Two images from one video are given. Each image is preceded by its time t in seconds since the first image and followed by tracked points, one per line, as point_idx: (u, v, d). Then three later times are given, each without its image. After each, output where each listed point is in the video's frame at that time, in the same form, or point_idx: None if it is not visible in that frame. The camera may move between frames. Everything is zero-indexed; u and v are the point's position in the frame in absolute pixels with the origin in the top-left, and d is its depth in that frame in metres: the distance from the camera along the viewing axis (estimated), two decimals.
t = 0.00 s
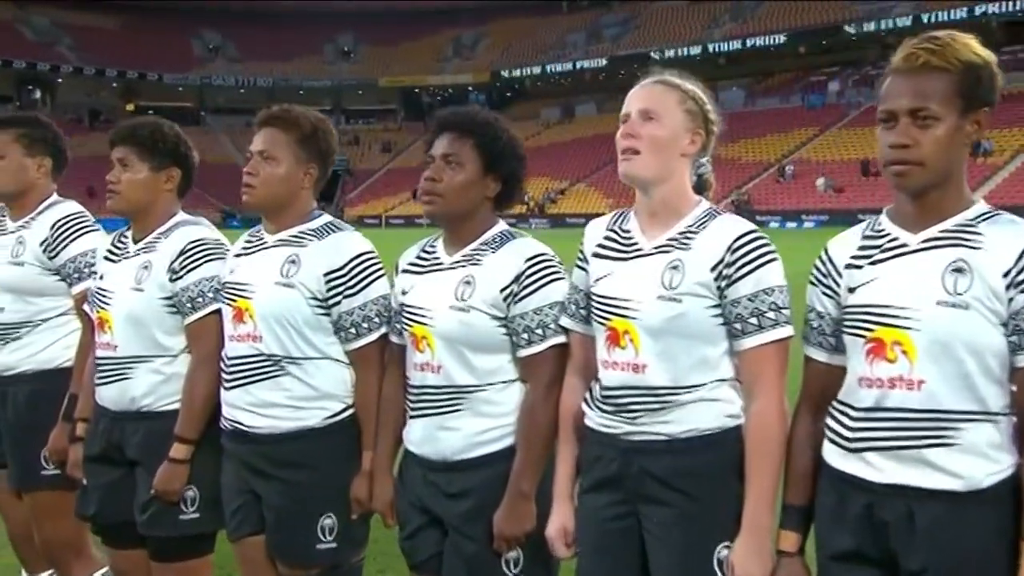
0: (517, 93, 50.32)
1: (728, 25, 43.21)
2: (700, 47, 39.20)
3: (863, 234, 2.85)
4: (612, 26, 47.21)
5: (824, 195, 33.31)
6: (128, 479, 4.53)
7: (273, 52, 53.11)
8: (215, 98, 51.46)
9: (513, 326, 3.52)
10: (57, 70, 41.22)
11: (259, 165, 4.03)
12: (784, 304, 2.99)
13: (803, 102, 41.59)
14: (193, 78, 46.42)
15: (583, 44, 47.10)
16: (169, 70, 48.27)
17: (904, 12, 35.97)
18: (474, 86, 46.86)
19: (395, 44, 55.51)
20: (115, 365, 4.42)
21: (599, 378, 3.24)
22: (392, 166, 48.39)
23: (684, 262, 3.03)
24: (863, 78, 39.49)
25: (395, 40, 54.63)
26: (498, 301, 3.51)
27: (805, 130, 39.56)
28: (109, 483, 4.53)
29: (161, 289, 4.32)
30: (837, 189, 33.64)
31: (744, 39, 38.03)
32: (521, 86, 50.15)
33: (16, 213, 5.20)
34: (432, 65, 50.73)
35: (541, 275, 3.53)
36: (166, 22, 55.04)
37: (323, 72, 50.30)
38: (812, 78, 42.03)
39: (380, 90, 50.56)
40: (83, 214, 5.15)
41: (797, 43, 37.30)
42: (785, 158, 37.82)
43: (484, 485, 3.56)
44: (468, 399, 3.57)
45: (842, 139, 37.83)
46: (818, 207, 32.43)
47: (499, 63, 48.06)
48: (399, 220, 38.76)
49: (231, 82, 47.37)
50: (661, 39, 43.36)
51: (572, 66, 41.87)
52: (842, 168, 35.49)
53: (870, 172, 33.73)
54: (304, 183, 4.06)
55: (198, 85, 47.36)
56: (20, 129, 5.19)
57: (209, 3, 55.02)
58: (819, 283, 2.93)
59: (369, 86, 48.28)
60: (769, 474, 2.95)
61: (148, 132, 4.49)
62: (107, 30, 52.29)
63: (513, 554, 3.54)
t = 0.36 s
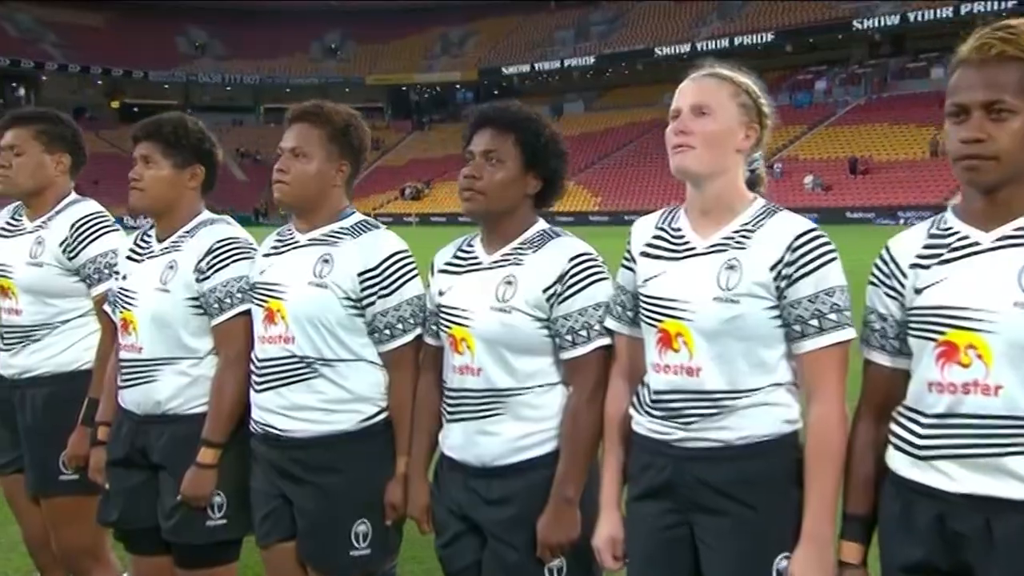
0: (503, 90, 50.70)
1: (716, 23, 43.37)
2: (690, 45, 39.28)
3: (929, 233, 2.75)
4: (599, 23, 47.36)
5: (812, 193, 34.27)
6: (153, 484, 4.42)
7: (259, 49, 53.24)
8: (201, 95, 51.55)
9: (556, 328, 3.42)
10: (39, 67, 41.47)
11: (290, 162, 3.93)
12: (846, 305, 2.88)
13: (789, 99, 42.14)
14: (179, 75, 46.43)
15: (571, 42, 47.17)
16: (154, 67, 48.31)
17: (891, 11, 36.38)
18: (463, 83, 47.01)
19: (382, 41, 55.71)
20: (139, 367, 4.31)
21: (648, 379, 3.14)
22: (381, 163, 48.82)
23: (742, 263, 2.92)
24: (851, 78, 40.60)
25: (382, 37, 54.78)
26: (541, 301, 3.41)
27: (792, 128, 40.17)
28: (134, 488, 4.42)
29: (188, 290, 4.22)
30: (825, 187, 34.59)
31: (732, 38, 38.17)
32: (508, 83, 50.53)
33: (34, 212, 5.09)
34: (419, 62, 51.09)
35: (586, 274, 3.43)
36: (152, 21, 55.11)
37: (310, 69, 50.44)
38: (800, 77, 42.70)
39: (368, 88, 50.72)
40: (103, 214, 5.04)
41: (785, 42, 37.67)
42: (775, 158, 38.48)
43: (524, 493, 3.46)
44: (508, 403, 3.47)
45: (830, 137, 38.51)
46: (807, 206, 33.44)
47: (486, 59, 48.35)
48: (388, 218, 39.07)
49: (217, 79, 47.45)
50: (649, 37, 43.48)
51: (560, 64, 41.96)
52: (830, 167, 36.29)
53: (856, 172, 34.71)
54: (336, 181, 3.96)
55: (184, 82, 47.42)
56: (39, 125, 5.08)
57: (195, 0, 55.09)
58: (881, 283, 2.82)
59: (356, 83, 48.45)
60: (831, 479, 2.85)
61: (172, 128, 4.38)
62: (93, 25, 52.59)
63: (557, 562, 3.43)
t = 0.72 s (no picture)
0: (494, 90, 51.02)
1: (706, 23, 43.62)
2: (680, 45, 39.52)
3: (1007, 234, 2.65)
4: (590, 23, 47.62)
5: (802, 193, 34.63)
6: (182, 490, 4.30)
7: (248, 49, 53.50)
8: (188, 95, 51.82)
9: (606, 331, 3.32)
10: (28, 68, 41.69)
11: (327, 160, 3.82)
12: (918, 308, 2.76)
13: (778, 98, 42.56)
14: (167, 74, 46.68)
15: (563, 42, 47.44)
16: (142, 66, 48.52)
17: (882, 12, 36.83)
18: (452, 83, 47.33)
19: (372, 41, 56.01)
20: (168, 371, 4.20)
21: (705, 384, 3.04)
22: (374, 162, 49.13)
23: (807, 263, 2.81)
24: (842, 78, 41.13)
25: (372, 37, 55.04)
26: (591, 304, 3.32)
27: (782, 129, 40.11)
28: (163, 493, 4.30)
29: (219, 291, 4.12)
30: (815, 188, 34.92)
31: (721, 38, 38.36)
32: (499, 82, 50.99)
33: (56, 212, 4.98)
34: (411, 62, 51.44)
35: (639, 275, 3.32)
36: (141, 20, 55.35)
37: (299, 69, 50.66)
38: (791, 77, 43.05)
39: (358, 88, 50.99)
40: (127, 214, 4.93)
41: (775, 43, 38.00)
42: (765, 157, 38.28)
43: (572, 504, 3.36)
44: (556, 409, 3.36)
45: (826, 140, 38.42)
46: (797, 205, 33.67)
47: (477, 59, 48.69)
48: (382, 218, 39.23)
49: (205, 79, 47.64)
50: (637, 38, 43.82)
51: (551, 64, 42.16)
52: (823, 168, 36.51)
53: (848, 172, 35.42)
54: (373, 179, 3.85)
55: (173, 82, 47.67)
56: (62, 124, 4.97)
57: None
58: (953, 286, 2.72)
59: (346, 83, 48.76)
60: (904, 488, 2.74)
61: (203, 125, 4.29)
62: (83, 26, 52.83)
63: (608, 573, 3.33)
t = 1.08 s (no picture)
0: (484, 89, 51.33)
1: (697, 22, 43.92)
2: (670, 44, 39.81)
3: None
4: (581, 22, 47.92)
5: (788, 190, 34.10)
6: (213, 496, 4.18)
7: (239, 46, 53.94)
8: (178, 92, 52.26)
9: (661, 333, 3.22)
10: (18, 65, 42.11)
11: (366, 157, 3.72)
12: (998, 310, 2.65)
13: (771, 97, 41.92)
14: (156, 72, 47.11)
15: (552, 40, 47.70)
16: (132, 63, 49.02)
17: (873, 10, 37.10)
18: (443, 82, 47.89)
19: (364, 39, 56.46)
20: (199, 373, 4.09)
21: (768, 387, 2.94)
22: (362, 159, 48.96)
23: (881, 264, 2.71)
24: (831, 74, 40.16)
25: (364, 35, 55.42)
26: (646, 305, 3.22)
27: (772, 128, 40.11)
28: (192, 499, 4.18)
29: (252, 291, 4.02)
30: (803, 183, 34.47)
31: (712, 37, 38.70)
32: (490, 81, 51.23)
33: (79, 210, 4.86)
34: (402, 60, 51.73)
35: (696, 275, 3.21)
36: (132, 19, 55.86)
37: (289, 67, 51.00)
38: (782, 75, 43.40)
39: (349, 86, 51.40)
40: (153, 212, 4.82)
41: (765, 42, 38.30)
42: (755, 155, 38.49)
43: (626, 512, 3.26)
44: (609, 413, 3.26)
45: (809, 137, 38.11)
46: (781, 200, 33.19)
47: (468, 57, 49.14)
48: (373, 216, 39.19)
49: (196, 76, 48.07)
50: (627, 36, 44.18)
51: (541, 62, 42.43)
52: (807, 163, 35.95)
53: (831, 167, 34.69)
54: (413, 177, 3.74)
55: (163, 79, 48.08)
56: (86, 120, 4.87)
57: None
58: None
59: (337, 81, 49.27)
60: (983, 496, 2.64)
61: (236, 122, 4.19)
62: (75, 24, 53.30)
63: None
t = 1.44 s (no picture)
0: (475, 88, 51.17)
1: (688, 21, 43.89)
2: (661, 43, 39.83)
3: None
4: (572, 21, 47.65)
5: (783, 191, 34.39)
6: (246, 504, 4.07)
7: (228, 45, 54.07)
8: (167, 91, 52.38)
9: (721, 337, 3.12)
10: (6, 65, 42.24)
11: (410, 155, 3.62)
12: None
13: (761, 96, 42.38)
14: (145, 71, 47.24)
15: (544, 40, 47.22)
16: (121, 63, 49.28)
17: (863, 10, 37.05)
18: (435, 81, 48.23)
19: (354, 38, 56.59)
20: (234, 376, 3.99)
21: (838, 392, 2.85)
22: (351, 157, 48.75)
23: (962, 265, 2.62)
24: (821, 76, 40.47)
25: (354, 34, 55.45)
26: (706, 308, 3.11)
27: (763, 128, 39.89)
28: (225, 506, 4.06)
29: (288, 293, 3.92)
30: (797, 185, 34.81)
31: (703, 36, 38.71)
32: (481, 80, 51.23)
33: (103, 210, 4.75)
34: (392, 59, 51.72)
35: (758, 276, 3.11)
36: (121, 18, 56.07)
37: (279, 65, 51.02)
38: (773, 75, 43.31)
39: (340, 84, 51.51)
40: (179, 211, 4.71)
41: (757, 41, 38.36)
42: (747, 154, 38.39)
43: (686, 521, 3.16)
44: (667, 420, 3.16)
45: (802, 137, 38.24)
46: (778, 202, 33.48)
47: (459, 57, 49.18)
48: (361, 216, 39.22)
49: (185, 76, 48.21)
50: (617, 35, 44.20)
51: (531, 62, 42.43)
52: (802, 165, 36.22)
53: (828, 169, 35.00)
54: (458, 175, 3.64)
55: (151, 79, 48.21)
56: (111, 118, 4.76)
57: None
58: None
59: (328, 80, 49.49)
60: None
61: (272, 119, 4.09)
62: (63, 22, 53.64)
63: None
